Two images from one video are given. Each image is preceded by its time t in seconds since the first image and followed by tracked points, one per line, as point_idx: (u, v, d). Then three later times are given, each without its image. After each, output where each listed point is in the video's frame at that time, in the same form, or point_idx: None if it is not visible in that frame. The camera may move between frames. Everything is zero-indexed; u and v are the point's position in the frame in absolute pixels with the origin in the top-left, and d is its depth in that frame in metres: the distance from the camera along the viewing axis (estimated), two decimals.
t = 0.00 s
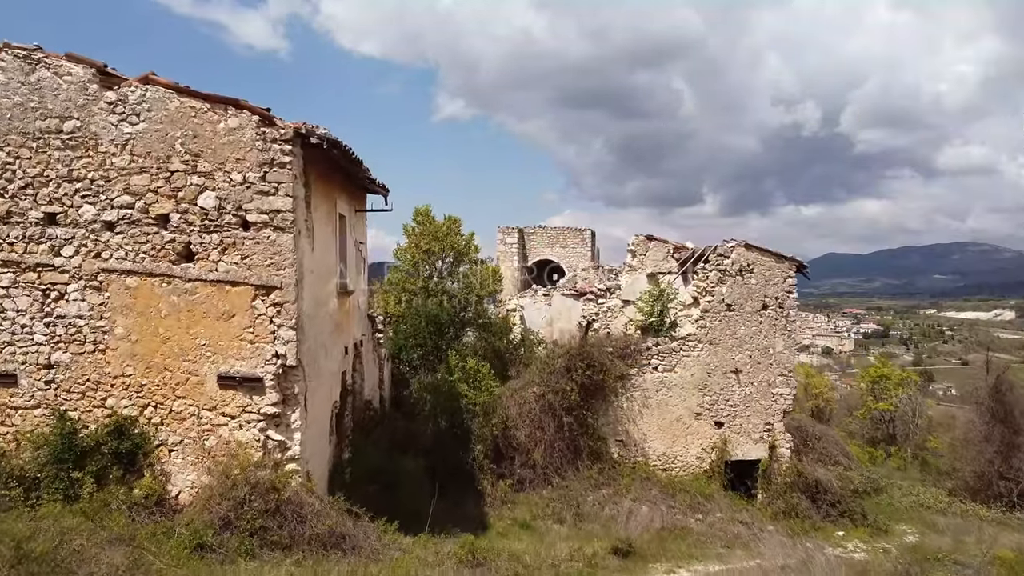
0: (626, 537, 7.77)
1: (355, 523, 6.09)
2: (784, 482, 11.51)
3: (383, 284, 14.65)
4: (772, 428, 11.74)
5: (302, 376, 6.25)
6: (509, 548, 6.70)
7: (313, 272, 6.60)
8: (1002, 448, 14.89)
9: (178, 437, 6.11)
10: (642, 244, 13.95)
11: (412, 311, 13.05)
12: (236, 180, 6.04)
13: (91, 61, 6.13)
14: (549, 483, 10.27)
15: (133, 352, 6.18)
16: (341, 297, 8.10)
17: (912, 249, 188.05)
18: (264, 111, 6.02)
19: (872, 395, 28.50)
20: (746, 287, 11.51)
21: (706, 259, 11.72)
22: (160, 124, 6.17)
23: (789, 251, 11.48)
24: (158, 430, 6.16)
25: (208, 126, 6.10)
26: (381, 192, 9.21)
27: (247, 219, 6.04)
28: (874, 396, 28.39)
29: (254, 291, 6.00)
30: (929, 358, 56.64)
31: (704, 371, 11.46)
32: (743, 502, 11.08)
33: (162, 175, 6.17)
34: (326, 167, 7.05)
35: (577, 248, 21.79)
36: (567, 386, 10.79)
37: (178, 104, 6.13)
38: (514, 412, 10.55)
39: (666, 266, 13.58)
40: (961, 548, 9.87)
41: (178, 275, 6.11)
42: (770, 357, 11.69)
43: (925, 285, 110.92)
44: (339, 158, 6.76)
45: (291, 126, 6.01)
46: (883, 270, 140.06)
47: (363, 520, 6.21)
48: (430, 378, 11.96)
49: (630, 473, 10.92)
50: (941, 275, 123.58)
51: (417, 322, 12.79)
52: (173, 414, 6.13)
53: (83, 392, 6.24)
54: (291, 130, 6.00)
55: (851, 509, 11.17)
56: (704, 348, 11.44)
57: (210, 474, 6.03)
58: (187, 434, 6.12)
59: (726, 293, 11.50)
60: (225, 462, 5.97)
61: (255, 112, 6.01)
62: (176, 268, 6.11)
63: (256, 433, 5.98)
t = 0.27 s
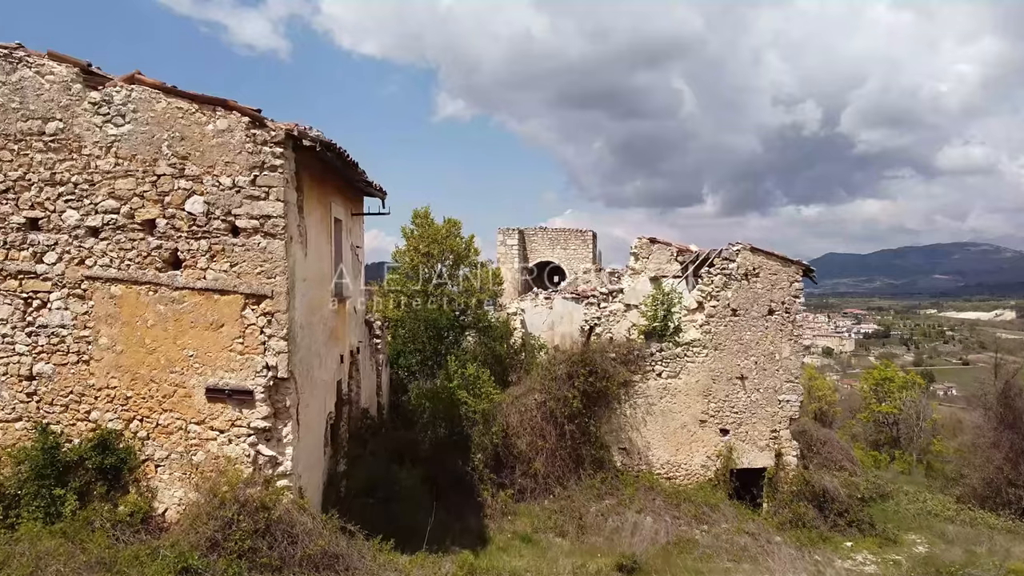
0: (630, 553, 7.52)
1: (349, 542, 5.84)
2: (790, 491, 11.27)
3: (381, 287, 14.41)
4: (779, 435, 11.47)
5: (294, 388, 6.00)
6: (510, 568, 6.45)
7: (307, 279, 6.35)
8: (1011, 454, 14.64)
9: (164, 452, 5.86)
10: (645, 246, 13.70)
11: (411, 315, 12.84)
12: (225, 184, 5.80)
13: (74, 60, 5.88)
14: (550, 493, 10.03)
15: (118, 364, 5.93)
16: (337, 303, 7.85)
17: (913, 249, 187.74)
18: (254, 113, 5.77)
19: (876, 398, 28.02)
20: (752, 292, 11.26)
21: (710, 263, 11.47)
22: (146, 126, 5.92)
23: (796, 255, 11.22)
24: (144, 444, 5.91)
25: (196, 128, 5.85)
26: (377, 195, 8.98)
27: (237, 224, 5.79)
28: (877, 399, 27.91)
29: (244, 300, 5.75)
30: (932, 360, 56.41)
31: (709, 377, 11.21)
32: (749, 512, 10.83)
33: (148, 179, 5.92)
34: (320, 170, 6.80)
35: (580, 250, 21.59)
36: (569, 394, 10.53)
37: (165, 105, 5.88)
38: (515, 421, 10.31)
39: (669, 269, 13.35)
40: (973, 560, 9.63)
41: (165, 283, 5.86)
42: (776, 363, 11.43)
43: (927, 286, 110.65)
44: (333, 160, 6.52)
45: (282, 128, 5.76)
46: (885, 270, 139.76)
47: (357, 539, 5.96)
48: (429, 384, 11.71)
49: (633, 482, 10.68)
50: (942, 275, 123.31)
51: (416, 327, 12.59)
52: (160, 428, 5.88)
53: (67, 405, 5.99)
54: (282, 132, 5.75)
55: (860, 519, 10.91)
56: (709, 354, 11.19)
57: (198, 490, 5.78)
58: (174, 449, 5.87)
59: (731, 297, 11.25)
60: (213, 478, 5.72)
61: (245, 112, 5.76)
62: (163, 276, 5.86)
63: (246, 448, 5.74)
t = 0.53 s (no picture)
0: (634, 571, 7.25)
1: (341, 564, 5.58)
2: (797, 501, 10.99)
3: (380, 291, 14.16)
4: (785, 444, 11.20)
5: (285, 402, 5.75)
6: None
7: (299, 288, 6.09)
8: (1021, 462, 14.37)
9: (149, 469, 5.61)
10: (648, 250, 13.49)
11: (410, 320, 12.59)
12: (212, 189, 5.54)
13: (55, 58, 5.62)
14: (552, 505, 9.78)
15: (101, 377, 5.67)
16: (332, 310, 7.59)
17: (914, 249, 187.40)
18: (243, 114, 5.51)
19: (880, 402, 27.53)
20: (758, 297, 10.99)
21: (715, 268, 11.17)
22: (130, 128, 5.66)
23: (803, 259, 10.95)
24: (128, 461, 5.66)
25: (181, 130, 5.59)
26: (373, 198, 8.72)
27: (225, 231, 5.53)
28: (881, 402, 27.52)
29: (232, 310, 5.49)
30: (934, 361, 56.13)
31: (713, 385, 10.95)
32: (755, 522, 10.58)
33: (132, 184, 5.66)
34: (312, 173, 6.54)
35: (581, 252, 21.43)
36: (571, 402, 10.26)
37: (150, 106, 5.62)
38: (515, 429, 10.06)
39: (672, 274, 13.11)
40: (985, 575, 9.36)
41: (150, 292, 5.60)
42: (783, 370, 11.16)
43: (928, 286, 110.38)
44: (326, 163, 6.26)
45: (272, 130, 5.50)
46: (886, 270, 139.46)
47: (350, 560, 5.71)
48: (427, 391, 11.45)
49: (636, 493, 10.43)
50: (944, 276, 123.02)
51: (415, 331, 12.34)
52: (144, 444, 5.63)
53: (47, 419, 5.73)
54: (272, 134, 5.49)
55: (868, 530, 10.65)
56: (714, 361, 10.94)
57: (183, 509, 5.53)
58: (159, 466, 5.61)
59: (737, 303, 10.98)
60: (200, 497, 5.47)
61: (233, 114, 5.50)
62: (147, 285, 5.61)
63: (234, 465, 5.48)
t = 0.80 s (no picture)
0: None
1: None
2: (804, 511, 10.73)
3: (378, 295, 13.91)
4: (791, 452, 10.92)
5: (274, 418, 5.49)
6: None
7: (289, 298, 5.83)
8: None
9: (132, 489, 5.35)
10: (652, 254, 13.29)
11: (408, 326, 12.33)
12: (198, 195, 5.28)
13: (33, 58, 5.36)
14: (553, 517, 9.53)
15: (81, 392, 5.42)
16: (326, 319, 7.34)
17: (915, 249, 187.08)
18: (229, 116, 5.25)
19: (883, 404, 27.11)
20: (764, 303, 10.74)
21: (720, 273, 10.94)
22: (112, 131, 5.40)
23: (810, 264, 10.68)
24: (109, 480, 5.40)
25: (165, 133, 5.33)
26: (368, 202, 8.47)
27: (211, 239, 5.27)
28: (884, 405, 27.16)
29: (218, 323, 5.23)
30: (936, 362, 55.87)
31: (718, 392, 10.69)
32: (761, 534, 10.33)
33: (114, 189, 5.40)
34: (303, 178, 6.27)
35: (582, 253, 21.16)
36: (572, 411, 10.01)
37: (132, 108, 5.36)
38: (515, 439, 9.81)
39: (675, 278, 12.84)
40: None
41: (132, 303, 5.34)
42: (789, 377, 10.89)
43: (929, 286, 110.16)
44: (317, 168, 6.00)
45: (260, 133, 5.24)
46: (886, 270, 139.19)
47: None
48: (425, 400, 11.18)
49: (640, 504, 10.18)
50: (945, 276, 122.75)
51: (413, 337, 12.09)
52: (127, 462, 5.37)
53: (26, 436, 5.48)
54: (260, 138, 5.23)
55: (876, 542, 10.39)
56: (719, 368, 10.68)
57: (167, 531, 5.27)
58: (142, 485, 5.36)
59: (742, 308, 10.73)
60: (184, 518, 5.21)
61: (219, 116, 5.24)
62: (130, 296, 5.34)
63: (220, 485, 5.23)
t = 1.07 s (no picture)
0: None
1: None
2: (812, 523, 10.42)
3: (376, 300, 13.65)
4: (798, 462, 10.66)
5: (263, 436, 5.22)
6: None
7: (279, 310, 5.56)
8: None
9: (112, 511, 5.08)
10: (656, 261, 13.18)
11: (406, 332, 12.08)
12: (182, 203, 5.02)
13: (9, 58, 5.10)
14: (554, 530, 9.27)
15: (60, 409, 5.15)
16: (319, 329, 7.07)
17: (915, 249, 186.75)
18: (214, 120, 4.99)
19: (886, 407, 26.79)
20: (770, 309, 10.48)
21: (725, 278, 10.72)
22: (92, 135, 5.14)
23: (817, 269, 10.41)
24: (89, 502, 5.13)
25: (148, 137, 5.07)
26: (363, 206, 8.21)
27: (195, 249, 5.01)
28: (888, 408, 26.84)
29: (202, 337, 4.97)
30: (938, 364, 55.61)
31: (723, 401, 10.43)
32: (767, 545, 10.07)
33: (94, 196, 5.14)
34: (294, 183, 6.01)
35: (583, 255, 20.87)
36: (574, 420, 9.75)
37: (113, 111, 5.10)
38: (516, 449, 9.56)
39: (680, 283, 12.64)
40: None
41: (113, 316, 5.08)
42: (796, 385, 10.61)
43: (930, 287, 109.68)
44: (308, 173, 5.73)
45: (247, 137, 4.98)
46: (887, 271, 138.92)
47: None
48: (424, 409, 10.91)
49: (644, 516, 9.91)
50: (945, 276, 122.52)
51: (411, 342, 11.82)
52: (107, 483, 5.10)
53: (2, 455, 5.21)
54: (247, 142, 4.97)
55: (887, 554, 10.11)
56: (724, 376, 10.42)
57: (149, 556, 5.01)
58: (123, 507, 5.09)
59: (748, 314, 10.46)
60: (167, 542, 4.95)
61: (204, 119, 4.99)
62: (110, 308, 5.08)
63: (205, 507, 4.97)
